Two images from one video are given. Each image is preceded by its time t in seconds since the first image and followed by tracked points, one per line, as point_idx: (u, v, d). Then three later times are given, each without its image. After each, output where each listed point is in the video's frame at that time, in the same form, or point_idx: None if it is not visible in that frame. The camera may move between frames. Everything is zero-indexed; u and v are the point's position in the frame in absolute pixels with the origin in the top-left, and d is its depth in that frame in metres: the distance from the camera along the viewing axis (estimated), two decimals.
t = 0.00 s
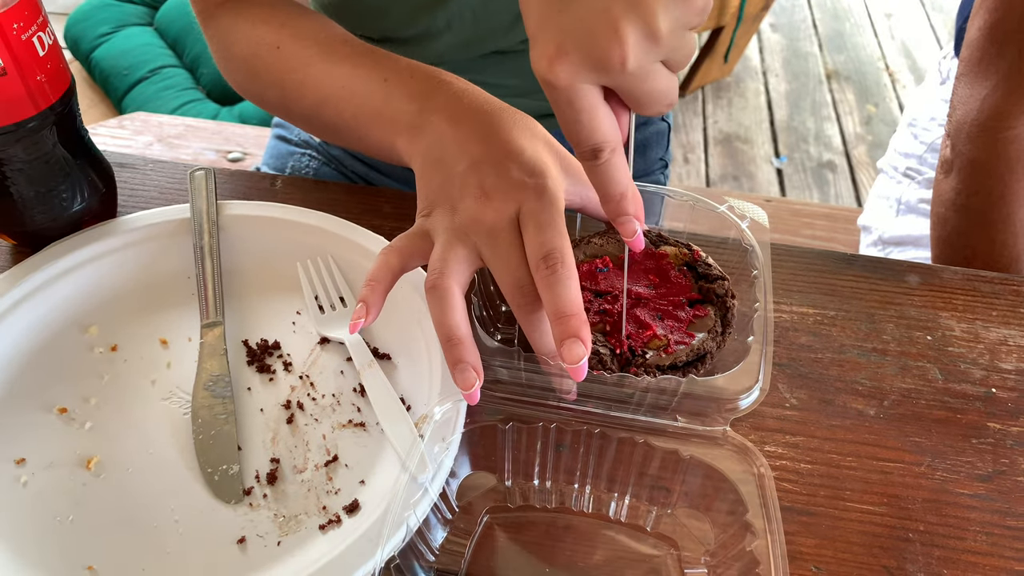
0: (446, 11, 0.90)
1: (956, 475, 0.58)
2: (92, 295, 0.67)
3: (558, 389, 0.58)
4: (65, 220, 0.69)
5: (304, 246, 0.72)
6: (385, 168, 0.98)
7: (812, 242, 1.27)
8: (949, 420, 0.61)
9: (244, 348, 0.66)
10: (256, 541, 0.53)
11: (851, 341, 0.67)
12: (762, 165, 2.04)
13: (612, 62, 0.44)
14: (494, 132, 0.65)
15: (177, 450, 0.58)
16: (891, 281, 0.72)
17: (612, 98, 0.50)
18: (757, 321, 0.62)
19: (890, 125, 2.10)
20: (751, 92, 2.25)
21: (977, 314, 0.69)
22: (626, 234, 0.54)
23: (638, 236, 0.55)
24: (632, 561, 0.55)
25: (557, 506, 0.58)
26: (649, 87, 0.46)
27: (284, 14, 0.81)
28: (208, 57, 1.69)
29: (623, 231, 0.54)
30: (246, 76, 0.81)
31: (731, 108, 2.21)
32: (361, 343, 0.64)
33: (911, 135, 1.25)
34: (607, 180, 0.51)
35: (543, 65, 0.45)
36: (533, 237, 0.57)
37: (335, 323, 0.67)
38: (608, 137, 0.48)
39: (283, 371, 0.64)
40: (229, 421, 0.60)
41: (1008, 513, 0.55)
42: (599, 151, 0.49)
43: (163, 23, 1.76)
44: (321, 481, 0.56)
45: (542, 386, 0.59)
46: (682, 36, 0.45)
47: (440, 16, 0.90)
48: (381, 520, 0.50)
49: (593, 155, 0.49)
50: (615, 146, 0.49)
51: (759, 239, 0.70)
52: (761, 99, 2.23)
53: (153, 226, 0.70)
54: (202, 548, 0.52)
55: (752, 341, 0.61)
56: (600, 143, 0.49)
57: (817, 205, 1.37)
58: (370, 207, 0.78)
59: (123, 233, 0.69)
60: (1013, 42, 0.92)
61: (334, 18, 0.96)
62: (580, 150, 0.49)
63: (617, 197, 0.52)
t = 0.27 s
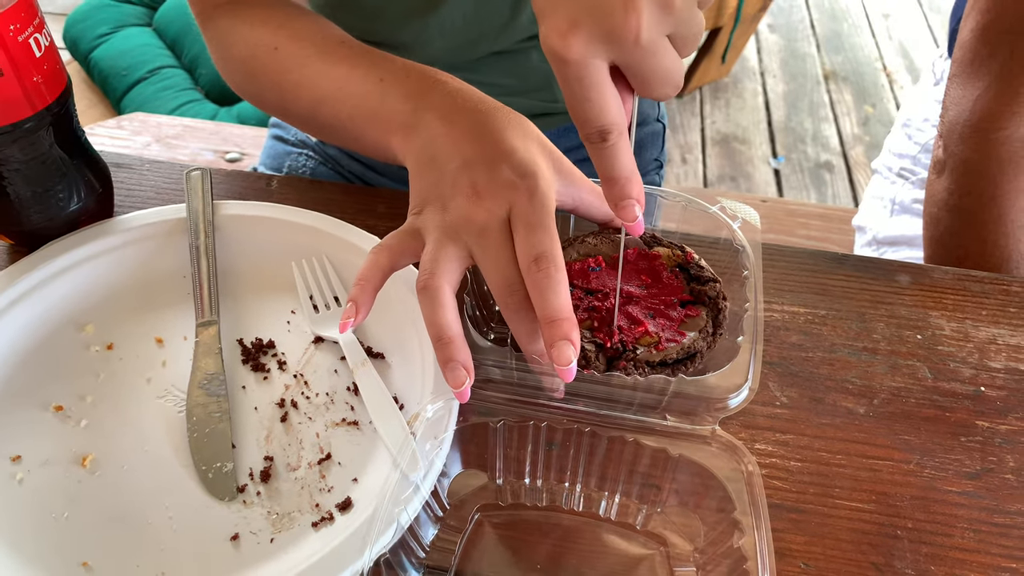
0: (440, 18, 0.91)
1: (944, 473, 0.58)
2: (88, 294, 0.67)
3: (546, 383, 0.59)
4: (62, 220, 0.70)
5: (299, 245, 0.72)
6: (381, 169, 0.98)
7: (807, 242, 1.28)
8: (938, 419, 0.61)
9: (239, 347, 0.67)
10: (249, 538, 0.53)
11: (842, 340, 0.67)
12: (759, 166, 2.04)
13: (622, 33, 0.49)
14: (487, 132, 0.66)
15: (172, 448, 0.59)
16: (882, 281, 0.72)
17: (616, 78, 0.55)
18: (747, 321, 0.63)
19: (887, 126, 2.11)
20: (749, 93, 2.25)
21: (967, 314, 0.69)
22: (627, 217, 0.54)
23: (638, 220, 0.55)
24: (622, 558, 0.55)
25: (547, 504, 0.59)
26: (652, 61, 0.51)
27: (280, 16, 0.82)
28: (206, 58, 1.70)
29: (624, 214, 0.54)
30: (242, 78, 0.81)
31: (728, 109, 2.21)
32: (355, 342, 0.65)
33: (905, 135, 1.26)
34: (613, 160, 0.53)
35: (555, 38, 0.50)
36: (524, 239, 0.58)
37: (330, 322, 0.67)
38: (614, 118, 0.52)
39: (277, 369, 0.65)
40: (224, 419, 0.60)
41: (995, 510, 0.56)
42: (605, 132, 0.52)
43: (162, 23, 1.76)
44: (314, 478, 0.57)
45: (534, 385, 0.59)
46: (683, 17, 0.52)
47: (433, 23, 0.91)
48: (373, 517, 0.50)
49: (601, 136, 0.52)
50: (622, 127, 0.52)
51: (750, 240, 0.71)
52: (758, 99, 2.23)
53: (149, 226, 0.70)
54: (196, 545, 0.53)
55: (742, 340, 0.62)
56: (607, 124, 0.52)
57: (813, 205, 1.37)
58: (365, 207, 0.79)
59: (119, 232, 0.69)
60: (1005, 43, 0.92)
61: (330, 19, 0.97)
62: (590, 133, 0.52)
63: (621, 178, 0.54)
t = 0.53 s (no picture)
0: (439, 24, 0.91)
1: (948, 474, 0.58)
2: (87, 294, 0.67)
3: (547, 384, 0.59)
4: (61, 219, 0.69)
5: (299, 245, 0.72)
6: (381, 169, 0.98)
7: (809, 242, 1.27)
8: (942, 419, 0.61)
9: (239, 346, 0.66)
10: (249, 539, 0.53)
11: (845, 340, 0.67)
12: (760, 165, 2.04)
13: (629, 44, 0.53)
14: (488, 133, 0.65)
15: (171, 448, 0.58)
16: (885, 281, 0.72)
17: (616, 88, 0.58)
18: (750, 319, 0.63)
19: (888, 126, 2.10)
20: (749, 92, 2.25)
21: (970, 314, 0.69)
22: (625, 219, 0.54)
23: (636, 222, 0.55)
24: (624, 559, 0.55)
25: (549, 505, 0.58)
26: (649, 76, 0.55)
27: (280, 15, 0.81)
28: (206, 57, 1.69)
29: (622, 217, 0.54)
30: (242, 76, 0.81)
31: (729, 109, 2.21)
32: (354, 340, 0.65)
33: (906, 135, 1.25)
34: (610, 162, 0.54)
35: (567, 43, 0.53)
36: (520, 225, 0.57)
37: (330, 322, 0.67)
38: (613, 120, 0.54)
39: (277, 369, 0.65)
40: (224, 419, 0.60)
41: (1000, 511, 0.56)
42: (605, 133, 0.54)
43: (161, 23, 1.76)
44: (314, 479, 0.57)
45: (535, 385, 0.59)
46: (675, 35, 0.57)
47: (433, 29, 0.91)
48: (374, 518, 0.50)
49: (600, 137, 0.54)
50: (621, 130, 0.54)
51: (752, 239, 0.71)
52: (759, 99, 2.23)
53: (149, 225, 0.70)
54: (195, 546, 0.52)
55: (744, 339, 0.61)
56: (606, 126, 0.54)
57: (814, 205, 1.37)
58: (365, 206, 0.78)
59: (119, 231, 0.69)
60: (1008, 43, 0.92)
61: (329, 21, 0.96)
62: (590, 134, 0.54)
63: (617, 181, 0.55)
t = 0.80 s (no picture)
0: (438, 28, 0.91)
1: (954, 476, 0.58)
2: (89, 296, 0.66)
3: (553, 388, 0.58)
4: (63, 221, 0.69)
5: (302, 247, 0.71)
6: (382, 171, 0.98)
7: (811, 243, 1.27)
8: (948, 421, 0.61)
9: (241, 349, 0.66)
10: (253, 542, 0.53)
11: (849, 342, 0.67)
12: (761, 166, 2.04)
13: (642, 54, 0.60)
14: (495, 134, 0.65)
15: (174, 451, 0.58)
16: (889, 282, 0.72)
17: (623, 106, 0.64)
18: (754, 322, 0.63)
19: (889, 126, 2.10)
20: (750, 92, 2.25)
21: (975, 315, 0.69)
22: (631, 225, 0.56)
23: (640, 229, 0.57)
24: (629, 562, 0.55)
25: (554, 508, 0.58)
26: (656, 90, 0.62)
27: (282, 16, 0.81)
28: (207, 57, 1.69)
29: (627, 222, 0.56)
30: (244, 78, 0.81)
31: (730, 109, 2.21)
32: (356, 342, 0.65)
33: (909, 135, 1.25)
34: (617, 167, 0.57)
35: (584, 52, 0.60)
36: (529, 226, 0.57)
37: (334, 324, 0.67)
38: (621, 129, 0.58)
39: (280, 371, 0.64)
40: (226, 422, 0.59)
41: (1006, 514, 0.56)
42: (616, 140, 0.58)
43: (162, 23, 1.76)
44: (318, 482, 0.56)
45: (540, 386, 0.59)
46: (682, 54, 0.65)
47: (432, 32, 0.91)
48: (379, 521, 0.50)
49: (611, 144, 0.58)
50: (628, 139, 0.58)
51: (757, 240, 0.70)
52: (760, 99, 2.22)
53: (151, 227, 0.70)
54: (199, 549, 0.52)
55: (750, 342, 0.61)
56: (616, 134, 0.58)
57: (815, 205, 1.37)
58: (368, 208, 0.78)
59: (121, 232, 0.69)
60: (1011, 43, 0.92)
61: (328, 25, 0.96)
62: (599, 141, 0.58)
63: (625, 187, 0.57)
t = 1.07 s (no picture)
0: (439, 34, 0.90)
1: (959, 480, 0.57)
2: (86, 297, 0.66)
3: (554, 391, 0.57)
4: (60, 221, 0.69)
5: (301, 248, 0.71)
6: (382, 172, 0.97)
7: (813, 243, 1.27)
8: (953, 424, 0.60)
9: (240, 351, 0.66)
10: (250, 547, 0.52)
11: (853, 343, 0.66)
12: (762, 165, 2.03)
13: (643, 36, 0.61)
14: (499, 135, 0.65)
15: (171, 454, 0.57)
16: (894, 284, 0.71)
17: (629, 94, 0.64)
18: (756, 326, 0.63)
19: (890, 126, 2.10)
20: (751, 92, 2.24)
21: (980, 317, 0.68)
22: (637, 216, 0.56)
23: (647, 219, 0.57)
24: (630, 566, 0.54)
25: (552, 512, 0.58)
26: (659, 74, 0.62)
27: (281, 15, 0.81)
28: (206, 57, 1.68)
29: (633, 213, 0.56)
30: (243, 78, 0.80)
31: (731, 109, 2.20)
32: (355, 345, 0.64)
33: (911, 135, 1.24)
34: (624, 157, 0.58)
35: (584, 40, 0.60)
36: (533, 235, 0.57)
37: (332, 327, 0.66)
38: (625, 117, 0.58)
39: (279, 374, 0.64)
40: (224, 425, 0.59)
41: (1012, 518, 0.55)
42: (619, 129, 0.58)
43: (162, 22, 1.75)
44: (316, 486, 0.56)
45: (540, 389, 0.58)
46: (686, 33, 0.66)
47: (432, 38, 0.91)
48: (377, 527, 0.49)
49: (615, 134, 0.58)
50: (632, 128, 0.58)
51: (763, 243, 0.70)
52: (761, 99, 2.22)
53: (149, 228, 0.69)
54: (195, 554, 0.52)
55: (754, 347, 0.61)
56: (620, 123, 0.58)
57: (817, 205, 1.36)
58: (368, 209, 0.77)
59: (118, 233, 0.68)
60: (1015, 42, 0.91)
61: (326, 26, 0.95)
62: (603, 133, 0.59)
63: (632, 178, 0.57)
